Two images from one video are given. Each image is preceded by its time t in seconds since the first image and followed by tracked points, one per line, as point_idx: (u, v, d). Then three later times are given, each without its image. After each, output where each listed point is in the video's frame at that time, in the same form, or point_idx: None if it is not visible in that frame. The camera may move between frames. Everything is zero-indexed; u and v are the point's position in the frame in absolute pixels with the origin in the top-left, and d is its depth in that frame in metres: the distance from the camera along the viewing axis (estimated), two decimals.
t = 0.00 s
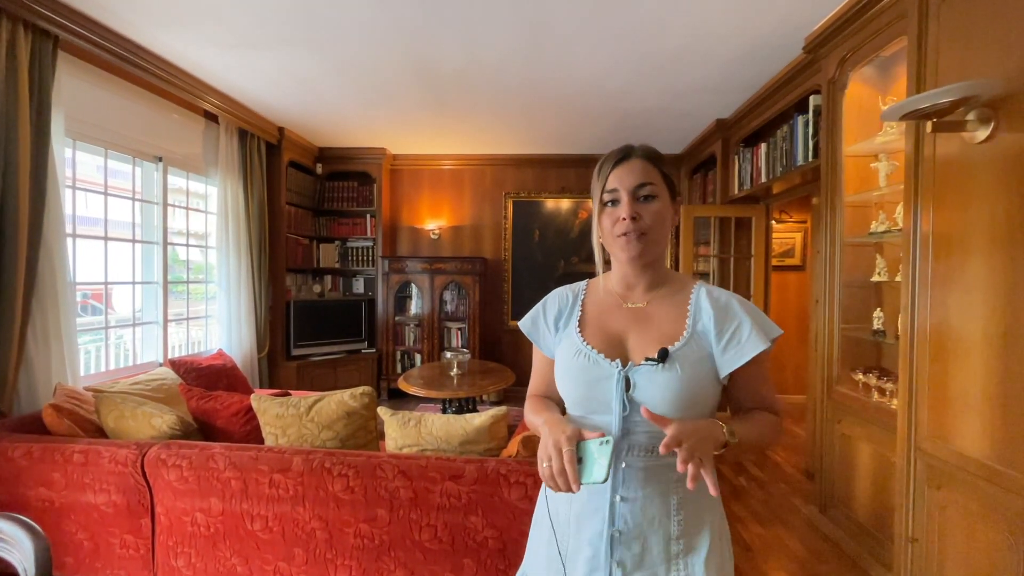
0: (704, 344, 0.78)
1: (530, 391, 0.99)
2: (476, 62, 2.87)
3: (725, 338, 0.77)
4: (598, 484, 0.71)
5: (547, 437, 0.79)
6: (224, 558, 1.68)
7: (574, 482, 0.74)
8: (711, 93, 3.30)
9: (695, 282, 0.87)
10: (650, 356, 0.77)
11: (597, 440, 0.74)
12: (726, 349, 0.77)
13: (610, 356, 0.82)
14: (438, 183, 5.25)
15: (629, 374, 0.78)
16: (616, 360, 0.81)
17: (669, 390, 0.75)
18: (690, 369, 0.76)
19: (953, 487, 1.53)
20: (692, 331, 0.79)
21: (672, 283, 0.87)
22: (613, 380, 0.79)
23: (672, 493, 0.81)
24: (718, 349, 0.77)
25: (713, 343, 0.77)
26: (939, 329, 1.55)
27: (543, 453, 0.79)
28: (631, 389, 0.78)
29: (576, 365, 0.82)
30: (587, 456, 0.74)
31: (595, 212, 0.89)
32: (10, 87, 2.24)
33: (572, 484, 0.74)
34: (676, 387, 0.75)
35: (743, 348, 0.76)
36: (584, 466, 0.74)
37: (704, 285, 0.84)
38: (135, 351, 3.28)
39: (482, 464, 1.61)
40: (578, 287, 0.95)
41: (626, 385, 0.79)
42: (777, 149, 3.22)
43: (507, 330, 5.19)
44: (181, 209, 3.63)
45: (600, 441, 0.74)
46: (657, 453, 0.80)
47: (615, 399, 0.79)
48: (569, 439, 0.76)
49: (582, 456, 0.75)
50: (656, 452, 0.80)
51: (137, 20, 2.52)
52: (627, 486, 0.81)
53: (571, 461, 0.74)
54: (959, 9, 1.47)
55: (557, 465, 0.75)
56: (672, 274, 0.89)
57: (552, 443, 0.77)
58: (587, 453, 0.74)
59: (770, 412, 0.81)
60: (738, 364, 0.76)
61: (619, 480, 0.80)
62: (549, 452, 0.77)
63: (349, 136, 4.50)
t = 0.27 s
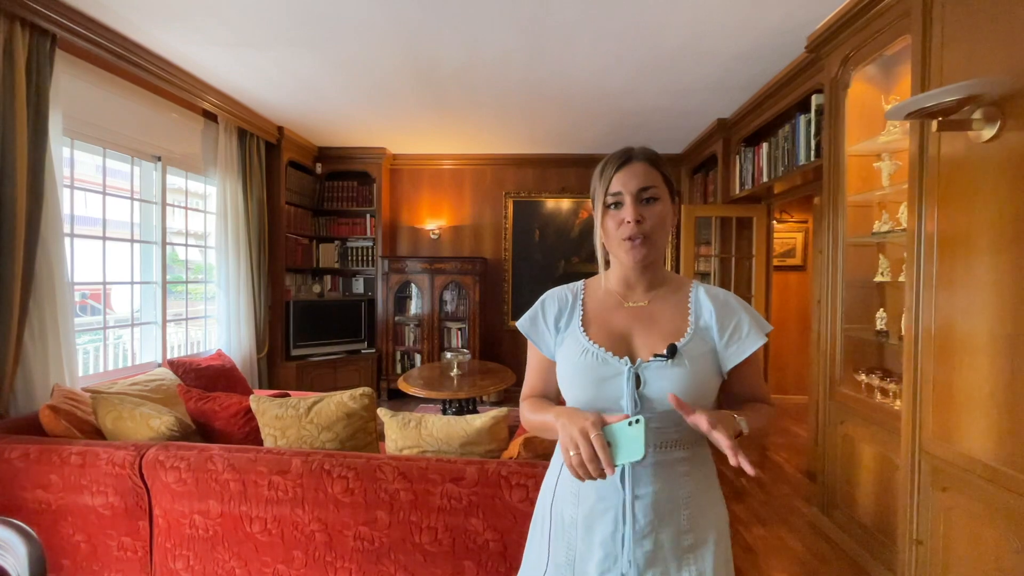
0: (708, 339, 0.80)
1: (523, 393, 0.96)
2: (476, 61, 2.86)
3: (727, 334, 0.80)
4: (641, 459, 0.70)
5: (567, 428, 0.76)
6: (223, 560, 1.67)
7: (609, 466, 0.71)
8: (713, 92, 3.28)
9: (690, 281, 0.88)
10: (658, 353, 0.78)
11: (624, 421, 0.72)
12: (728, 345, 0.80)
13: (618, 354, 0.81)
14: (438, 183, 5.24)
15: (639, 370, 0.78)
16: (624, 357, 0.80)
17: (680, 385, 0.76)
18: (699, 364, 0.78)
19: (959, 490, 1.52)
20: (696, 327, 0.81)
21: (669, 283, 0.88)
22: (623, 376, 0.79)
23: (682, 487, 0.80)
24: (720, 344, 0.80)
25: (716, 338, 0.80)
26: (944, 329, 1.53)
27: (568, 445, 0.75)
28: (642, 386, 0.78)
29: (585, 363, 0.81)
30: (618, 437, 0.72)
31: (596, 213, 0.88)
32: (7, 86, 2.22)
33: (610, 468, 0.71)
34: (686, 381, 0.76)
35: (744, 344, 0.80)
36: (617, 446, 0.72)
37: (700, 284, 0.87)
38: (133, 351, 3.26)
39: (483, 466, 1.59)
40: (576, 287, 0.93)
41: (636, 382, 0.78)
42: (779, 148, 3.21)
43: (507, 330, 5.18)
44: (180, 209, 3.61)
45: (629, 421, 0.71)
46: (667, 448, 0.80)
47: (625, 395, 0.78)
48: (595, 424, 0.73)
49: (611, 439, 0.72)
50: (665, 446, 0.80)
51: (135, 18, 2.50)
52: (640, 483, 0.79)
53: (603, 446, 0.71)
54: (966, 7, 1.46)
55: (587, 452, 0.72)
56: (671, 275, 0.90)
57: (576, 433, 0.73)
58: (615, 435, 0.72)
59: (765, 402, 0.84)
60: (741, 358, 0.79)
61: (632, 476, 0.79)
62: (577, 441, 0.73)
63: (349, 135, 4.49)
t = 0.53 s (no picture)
0: (708, 337, 0.80)
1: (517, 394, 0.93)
2: (477, 60, 2.85)
3: (727, 330, 0.80)
4: (659, 470, 0.70)
5: (578, 439, 0.74)
6: (222, 561, 1.66)
7: (626, 477, 0.71)
8: (714, 91, 3.27)
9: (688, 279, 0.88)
10: (662, 351, 0.77)
11: (637, 432, 0.71)
12: (728, 342, 0.80)
13: (621, 352, 0.80)
14: (438, 182, 5.23)
15: (644, 368, 0.77)
16: (627, 356, 0.79)
17: (683, 382, 0.76)
18: (701, 362, 0.78)
19: (964, 490, 1.51)
20: (697, 324, 0.81)
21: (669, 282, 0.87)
22: (628, 375, 0.77)
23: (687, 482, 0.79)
24: (720, 341, 0.80)
25: (717, 335, 0.80)
26: (949, 328, 1.52)
27: (580, 456, 0.74)
28: (646, 384, 0.77)
29: (590, 363, 0.79)
30: (633, 447, 0.71)
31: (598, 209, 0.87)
32: (5, 84, 2.21)
33: (627, 480, 0.71)
34: (689, 379, 0.76)
35: (742, 341, 0.80)
36: (633, 457, 0.71)
37: (698, 283, 0.87)
38: (132, 351, 3.25)
39: (484, 466, 1.58)
40: (574, 285, 0.91)
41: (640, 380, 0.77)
42: (780, 148, 3.20)
43: (507, 330, 5.17)
44: (179, 209, 3.60)
45: (642, 432, 0.71)
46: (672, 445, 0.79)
47: (630, 393, 0.77)
48: (608, 435, 0.72)
49: (625, 450, 0.72)
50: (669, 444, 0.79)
51: (133, 16, 2.49)
52: (647, 481, 0.78)
53: (619, 458, 0.71)
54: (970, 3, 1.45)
55: (605, 464, 0.71)
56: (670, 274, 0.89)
57: (591, 445, 0.72)
58: (630, 446, 0.71)
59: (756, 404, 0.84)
60: (739, 356, 0.80)
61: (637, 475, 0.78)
62: (592, 453, 0.72)
63: (348, 134, 4.47)
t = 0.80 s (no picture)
0: (700, 340, 0.78)
1: (516, 397, 0.95)
2: (474, 60, 2.84)
3: (719, 334, 0.78)
4: (635, 436, 0.69)
5: (562, 429, 0.76)
6: (217, 565, 1.65)
7: (609, 453, 0.71)
8: (712, 91, 3.27)
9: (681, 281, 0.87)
10: (650, 355, 0.76)
11: (611, 405, 0.72)
12: (720, 345, 0.78)
13: (610, 357, 0.79)
14: (436, 183, 5.22)
15: (631, 374, 0.76)
16: (616, 361, 0.78)
17: (672, 388, 0.75)
18: (690, 366, 0.76)
19: (962, 494, 1.50)
20: (688, 327, 0.79)
21: (661, 284, 0.86)
22: (615, 380, 0.77)
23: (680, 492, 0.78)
24: (712, 345, 0.78)
25: (708, 338, 0.78)
26: (947, 330, 1.52)
27: (567, 445, 0.75)
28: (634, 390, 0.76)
29: (577, 368, 0.79)
30: (611, 423, 0.71)
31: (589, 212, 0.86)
32: None
33: (611, 455, 0.71)
34: (678, 384, 0.75)
35: (736, 344, 0.78)
36: (611, 431, 0.71)
37: (692, 285, 0.86)
38: (129, 352, 3.24)
39: (480, 469, 1.57)
40: (566, 290, 0.91)
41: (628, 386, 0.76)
42: (778, 148, 3.19)
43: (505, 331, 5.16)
44: (176, 210, 3.59)
45: (614, 403, 0.71)
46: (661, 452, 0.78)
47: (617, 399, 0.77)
48: (586, 417, 0.73)
49: (604, 426, 0.72)
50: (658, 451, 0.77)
51: (129, 17, 2.48)
52: (637, 490, 0.78)
53: (598, 434, 0.71)
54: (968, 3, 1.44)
55: (586, 446, 0.72)
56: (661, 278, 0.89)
57: (572, 430, 0.73)
58: (606, 421, 0.72)
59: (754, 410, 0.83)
60: (733, 359, 0.78)
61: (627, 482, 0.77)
62: (574, 437, 0.73)
63: (346, 135, 4.46)
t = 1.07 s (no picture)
0: (692, 351, 0.77)
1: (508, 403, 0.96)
2: (471, 62, 2.84)
3: (712, 345, 0.76)
4: (633, 464, 0.67)
5: (554, 449, 0.75)
6: (212, 569, 1.64)
7: (606, 478, 0.70)
8: (709, 93, 3.27)
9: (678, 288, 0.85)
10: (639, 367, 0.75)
11: (608, 427, 0.71)
12: (714, 357, 0.76)
13: (599, 368, 0.79)
14: (434, 184, 5.22)
15: (619, 385, 0.76)
16: (605, 372, 0.78)
17: (661, 400, 0.74)
18: (680, 378, 0.74)
19: (957, 498, 1.50)
20: (680, 339, 0.78)
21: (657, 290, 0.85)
22: (603, 392, 0.77)
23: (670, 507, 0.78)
24: (705, 356, 0.76)
25: (701, 350, 0.77)
26: (942, 333, 1.52)
27: (560, 466, 0.74)
28: (622, 402, 0.75)
29: (566, 378, 0.79)
30: (607, 447, 0.70)
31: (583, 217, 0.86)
32: None
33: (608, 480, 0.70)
34: (667, 396, 0.74)
35: (730, 355, 0.76)
36: (608, 456, 0.70)
37: (688, 295, 0.84)
38: (125, 353, 3.23)
39: (475, 473, 1.57)
40: (560, 298, 0.91)
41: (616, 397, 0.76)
42: (775, 150, 3.19)
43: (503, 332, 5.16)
44: (173, 211, 3.58)
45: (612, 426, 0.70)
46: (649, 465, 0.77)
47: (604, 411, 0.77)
48: (581, 438, 0.72)
49: (601, 449, 0.71)
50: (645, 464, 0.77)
51: (124, 19, 2.48)
52: (626, 503, 0.78)
53: (595, 458, 0.70)
54: (962, 8, 1.44)
55: (582, 469, 0.71)
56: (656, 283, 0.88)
57: (566, 451, 0.73)
58: (603, 444, 0.71)
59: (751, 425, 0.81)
60: (728, 371, 0.76)
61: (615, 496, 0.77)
62: (569, 459, 0.72)
63: (344, 136, 4.46)
